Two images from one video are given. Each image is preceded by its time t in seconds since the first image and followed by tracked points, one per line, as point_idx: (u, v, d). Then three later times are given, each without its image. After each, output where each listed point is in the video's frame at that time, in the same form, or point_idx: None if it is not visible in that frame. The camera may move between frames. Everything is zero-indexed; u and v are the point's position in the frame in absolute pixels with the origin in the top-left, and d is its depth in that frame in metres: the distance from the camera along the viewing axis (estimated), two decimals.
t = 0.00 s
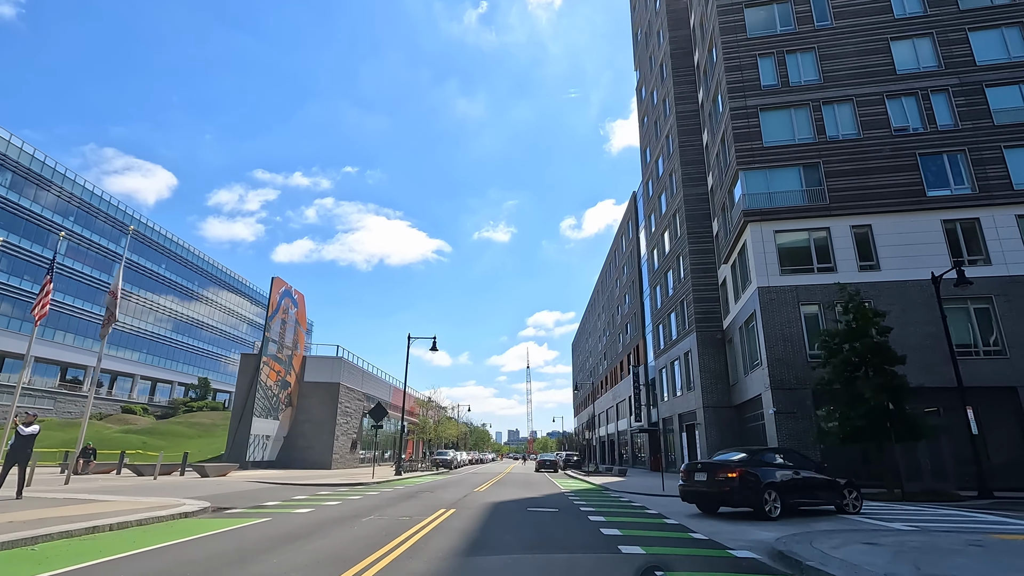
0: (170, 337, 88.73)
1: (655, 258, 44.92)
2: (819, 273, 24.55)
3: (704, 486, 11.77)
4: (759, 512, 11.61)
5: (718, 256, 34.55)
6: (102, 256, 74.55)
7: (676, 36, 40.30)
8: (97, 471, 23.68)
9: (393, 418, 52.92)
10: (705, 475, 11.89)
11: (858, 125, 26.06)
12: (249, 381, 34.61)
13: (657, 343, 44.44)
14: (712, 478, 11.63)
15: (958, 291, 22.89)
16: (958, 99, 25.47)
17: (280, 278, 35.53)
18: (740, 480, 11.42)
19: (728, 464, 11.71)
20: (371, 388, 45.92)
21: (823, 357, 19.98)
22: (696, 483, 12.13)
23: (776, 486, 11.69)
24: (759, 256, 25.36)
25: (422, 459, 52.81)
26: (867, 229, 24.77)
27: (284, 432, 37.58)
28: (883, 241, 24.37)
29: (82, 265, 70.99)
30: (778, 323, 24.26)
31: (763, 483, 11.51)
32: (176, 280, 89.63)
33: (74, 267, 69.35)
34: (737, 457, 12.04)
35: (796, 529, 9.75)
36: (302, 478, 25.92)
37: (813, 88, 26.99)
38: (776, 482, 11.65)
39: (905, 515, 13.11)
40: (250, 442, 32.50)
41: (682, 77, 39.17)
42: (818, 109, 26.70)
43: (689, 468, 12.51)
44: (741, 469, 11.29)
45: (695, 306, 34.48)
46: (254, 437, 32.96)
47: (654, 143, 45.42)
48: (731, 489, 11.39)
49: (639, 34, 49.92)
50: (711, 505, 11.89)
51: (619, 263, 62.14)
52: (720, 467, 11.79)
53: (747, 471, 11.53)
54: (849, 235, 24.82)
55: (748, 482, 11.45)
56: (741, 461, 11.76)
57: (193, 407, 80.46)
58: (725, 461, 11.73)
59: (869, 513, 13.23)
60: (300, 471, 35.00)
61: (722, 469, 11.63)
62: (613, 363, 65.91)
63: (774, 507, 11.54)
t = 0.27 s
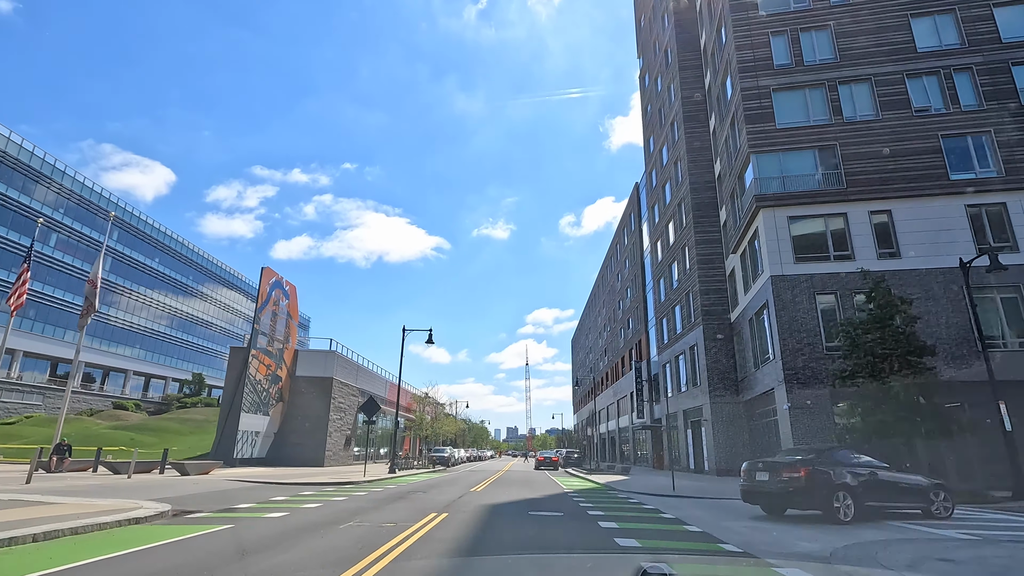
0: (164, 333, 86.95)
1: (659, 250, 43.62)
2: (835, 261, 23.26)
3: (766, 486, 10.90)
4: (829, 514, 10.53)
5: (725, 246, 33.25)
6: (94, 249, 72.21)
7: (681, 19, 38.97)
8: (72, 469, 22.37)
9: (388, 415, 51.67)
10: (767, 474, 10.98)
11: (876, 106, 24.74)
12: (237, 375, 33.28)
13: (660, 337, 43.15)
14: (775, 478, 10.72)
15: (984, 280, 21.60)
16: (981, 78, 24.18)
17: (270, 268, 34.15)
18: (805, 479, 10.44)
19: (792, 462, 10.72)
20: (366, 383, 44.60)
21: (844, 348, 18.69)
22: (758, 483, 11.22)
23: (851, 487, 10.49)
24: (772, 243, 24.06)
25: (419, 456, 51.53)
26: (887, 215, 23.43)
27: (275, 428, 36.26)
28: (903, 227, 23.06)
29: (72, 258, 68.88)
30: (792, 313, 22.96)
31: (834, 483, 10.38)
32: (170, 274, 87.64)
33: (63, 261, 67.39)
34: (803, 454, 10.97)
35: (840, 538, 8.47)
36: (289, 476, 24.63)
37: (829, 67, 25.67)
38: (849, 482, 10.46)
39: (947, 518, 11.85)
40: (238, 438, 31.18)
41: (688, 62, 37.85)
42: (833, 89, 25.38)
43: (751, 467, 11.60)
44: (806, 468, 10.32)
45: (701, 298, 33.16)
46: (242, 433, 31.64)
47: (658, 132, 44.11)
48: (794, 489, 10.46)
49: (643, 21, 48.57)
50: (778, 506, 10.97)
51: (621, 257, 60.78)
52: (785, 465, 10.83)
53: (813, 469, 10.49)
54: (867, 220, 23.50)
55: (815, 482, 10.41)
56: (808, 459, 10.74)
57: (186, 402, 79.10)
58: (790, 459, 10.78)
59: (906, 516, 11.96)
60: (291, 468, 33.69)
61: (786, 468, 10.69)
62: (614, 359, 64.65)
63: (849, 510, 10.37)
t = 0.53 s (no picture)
0: (157, 331, 85.10)
1: (663, 245, 42.32)
2: (853, 250, 21.99)
3: (846, 493, 9.95)
4: (923, 526, 9.53)
5: (733, 239, 31.97)
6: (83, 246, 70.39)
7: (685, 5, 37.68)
8: (43, 472, 20.94)
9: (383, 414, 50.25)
10: (846, 480, 10.03)
11: (895, 87, 23.42)
12: (223, 373, 31.88)
13: (664, 334, 41.86)
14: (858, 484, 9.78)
15: (1014, 270, 20.31)
16: (1006, 58, 22.90)
17: (258, 261, 32.72)
18: (892, 484, 9.49)
19: (876, 466, 9.78)
20: (359, 382, 43.21)
21: (871, 341, 17.31)
22: (834, 488, 10.27)
23: (947, 494, 9.45)
24: (786, 233, 22.75)
25: (415, 457, 50.17)
26: (908, 201, 22.12)
27: (263, 428, 34.87)
28: (925, 214, 21.76)
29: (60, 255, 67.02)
30: (807, 306, 21.70)
31: (925, 490, 9.41)
32: (162, 272, 85.74)
33: (51, 257, 65.55)
34: (888, 458, 9.96)
35: (905, 562, 7.17)
36: (276, 479, 23.22)
37: (845, 48, 24.37)
38: (948, 487, 9.46)
39: (1004, 529, 10.52)
40: (224, 438, 29.77)
41: (693, 48, 36.59)
42: (850, 70, 24.09)
43: (824, 471, 10.61)
44: (892, 472, 9.42)
45: (708, 293, 31.87)
46: (229, 433, 30.21)
47: (661, 123, 42.83)
48: (880, 496, 9.53)
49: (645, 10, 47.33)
50: (859, 514, 10.02)
51: (622, 253, 59.49)
52: (866, 468, 9.88)
53: (900, 474, 9.53)
54: (887, 208, 22.20)
55: (904, 489, 9.44)
56: (895, 462, 9.81)
57: (179, 402, 77.59)
58: (873, 463, 9.84)
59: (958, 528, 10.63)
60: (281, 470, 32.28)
61: (869, 472, 9.76)
62: (614, 358, 63.39)
63: (944, 520, 9.42)
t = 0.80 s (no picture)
0: (152, 329, 83.45)
1: (668, 239, 40.96)
2: (876, 240, 20.67)
3: (957, 503, 8.99)
4: None
5: (743, 232, 30.64)
6: (74, 240, 68.54)
7: None
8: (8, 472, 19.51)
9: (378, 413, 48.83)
10: (957, 487, 9.07)
11: (920, 68, 22.02)
12: (209, 368, 30.45)
13: (668, 332, 40.50)
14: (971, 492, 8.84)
15: None
16: None
17: (246, 252, 31.24)
18: (1015, 493, 8.51)
19: (992, 472, 8.81)
20: (352, 380, 41.81)
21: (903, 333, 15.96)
22: (941, 496, 9.29)
23: None
24: (804, 221, 21.40)
25: (411, 458, 48.83)
26: (934, 187, 20.82)
27: (252, 426, 33.45)
28: (953, 201, 20.44)
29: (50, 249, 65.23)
30: (827, 298, 20.35)
31: None
32: (156, 269, 83.95)
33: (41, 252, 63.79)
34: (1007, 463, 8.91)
35: None
36: (261, 480, 21.87)
37: (866, 26, 23.00)
38: None
39: None
40: (209, 437, 28.36)
41: (702, 34, 35.22)
42: (871, 50, 22.70)
43: (926, 477, 9.65)
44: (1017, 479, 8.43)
45: (716, 287, 30.46)
46: (214, 431, 28.80)
47: (667, 113, 41.46)
48: (998, 506, 8.57)
49: None
50: (968, 526, 9.05)
51: (624, 250, 58.06)
52: (980, 475, 8.92)
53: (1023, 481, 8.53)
54: (912, 194, 20.87)
55: None
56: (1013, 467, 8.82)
57: (172, 400, 76.05)
58: (988, 468, 8.87)
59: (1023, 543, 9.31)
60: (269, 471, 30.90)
61: (984, 479, 8.81)
62: (615, 357, 62.06)
63: None
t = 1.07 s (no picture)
0: (146, 327, 81.49)
1: (672, 232, 39.59)
2: (901, 225, 19.30)
3: None
4: None
5: (753, 222, 29.28)
6: (64, 237, 66.68)
7: None
8: None
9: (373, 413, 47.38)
10: None
11: (946, 42, 20.62)
12: (192, 365, 28.96)
13: (673, 328, 39.14)
14: None
15: None
16: None
17: (232, 242, 29.67)
18: None
19: None
20: (344, 377, 40.38)
21: (939, 323, 14.58)
22: None
23: None
24: (823, 205, 20.03)
25: (408, 458, 47.44)
26: (962, 169, 19.46)
27: (238, 426, 31.98)
28: (983, 184, 19.09)
29: (39, 246, 63.17)
30: (849, 287, 18.98)
31: None
32: (149, 266, 81.96)
33: (29, 248, 61.68)
34: None
35: None
36: (244, 483, 20.47)
37: None
38: None
39: None
40: (192, 437, 26.89)
41: (708, 17, 33.83)
42: (893, 24, 21.31)
43: None
44: None
45: (725, 279, 29.06)
46: (196, 431, 27.29)
47: (671, 101, 40.06)
48: None
49: None
50: None
51: (626, 245, 56.63)
52: None
53: None
54: (939, 176, 19.50)
55: None
56: None
57: (165, 400, 74.55)
58: None
59: None
60: (257, 472, 29.49)
61: None
62: (616, 355, 60.73)
63: None
